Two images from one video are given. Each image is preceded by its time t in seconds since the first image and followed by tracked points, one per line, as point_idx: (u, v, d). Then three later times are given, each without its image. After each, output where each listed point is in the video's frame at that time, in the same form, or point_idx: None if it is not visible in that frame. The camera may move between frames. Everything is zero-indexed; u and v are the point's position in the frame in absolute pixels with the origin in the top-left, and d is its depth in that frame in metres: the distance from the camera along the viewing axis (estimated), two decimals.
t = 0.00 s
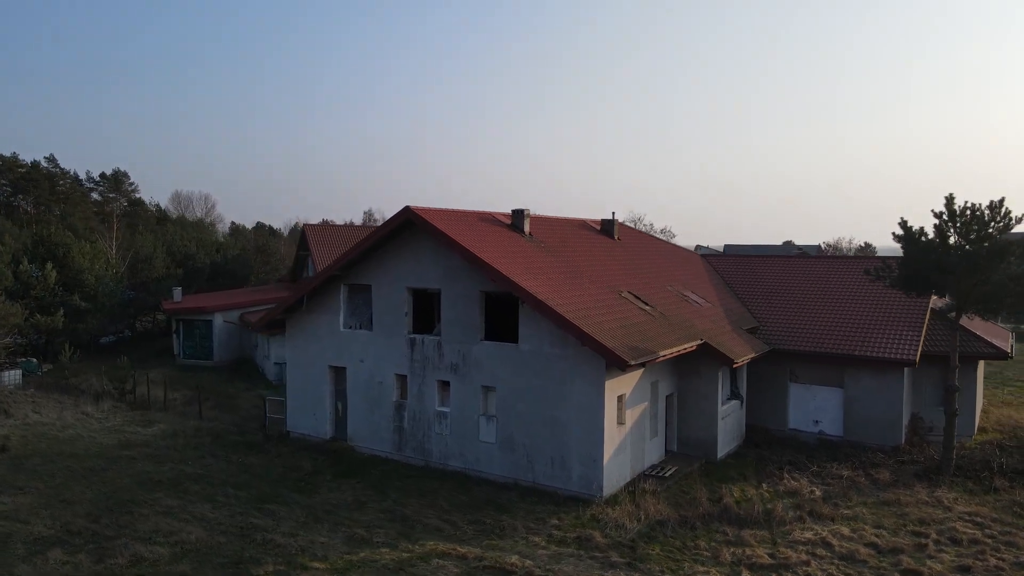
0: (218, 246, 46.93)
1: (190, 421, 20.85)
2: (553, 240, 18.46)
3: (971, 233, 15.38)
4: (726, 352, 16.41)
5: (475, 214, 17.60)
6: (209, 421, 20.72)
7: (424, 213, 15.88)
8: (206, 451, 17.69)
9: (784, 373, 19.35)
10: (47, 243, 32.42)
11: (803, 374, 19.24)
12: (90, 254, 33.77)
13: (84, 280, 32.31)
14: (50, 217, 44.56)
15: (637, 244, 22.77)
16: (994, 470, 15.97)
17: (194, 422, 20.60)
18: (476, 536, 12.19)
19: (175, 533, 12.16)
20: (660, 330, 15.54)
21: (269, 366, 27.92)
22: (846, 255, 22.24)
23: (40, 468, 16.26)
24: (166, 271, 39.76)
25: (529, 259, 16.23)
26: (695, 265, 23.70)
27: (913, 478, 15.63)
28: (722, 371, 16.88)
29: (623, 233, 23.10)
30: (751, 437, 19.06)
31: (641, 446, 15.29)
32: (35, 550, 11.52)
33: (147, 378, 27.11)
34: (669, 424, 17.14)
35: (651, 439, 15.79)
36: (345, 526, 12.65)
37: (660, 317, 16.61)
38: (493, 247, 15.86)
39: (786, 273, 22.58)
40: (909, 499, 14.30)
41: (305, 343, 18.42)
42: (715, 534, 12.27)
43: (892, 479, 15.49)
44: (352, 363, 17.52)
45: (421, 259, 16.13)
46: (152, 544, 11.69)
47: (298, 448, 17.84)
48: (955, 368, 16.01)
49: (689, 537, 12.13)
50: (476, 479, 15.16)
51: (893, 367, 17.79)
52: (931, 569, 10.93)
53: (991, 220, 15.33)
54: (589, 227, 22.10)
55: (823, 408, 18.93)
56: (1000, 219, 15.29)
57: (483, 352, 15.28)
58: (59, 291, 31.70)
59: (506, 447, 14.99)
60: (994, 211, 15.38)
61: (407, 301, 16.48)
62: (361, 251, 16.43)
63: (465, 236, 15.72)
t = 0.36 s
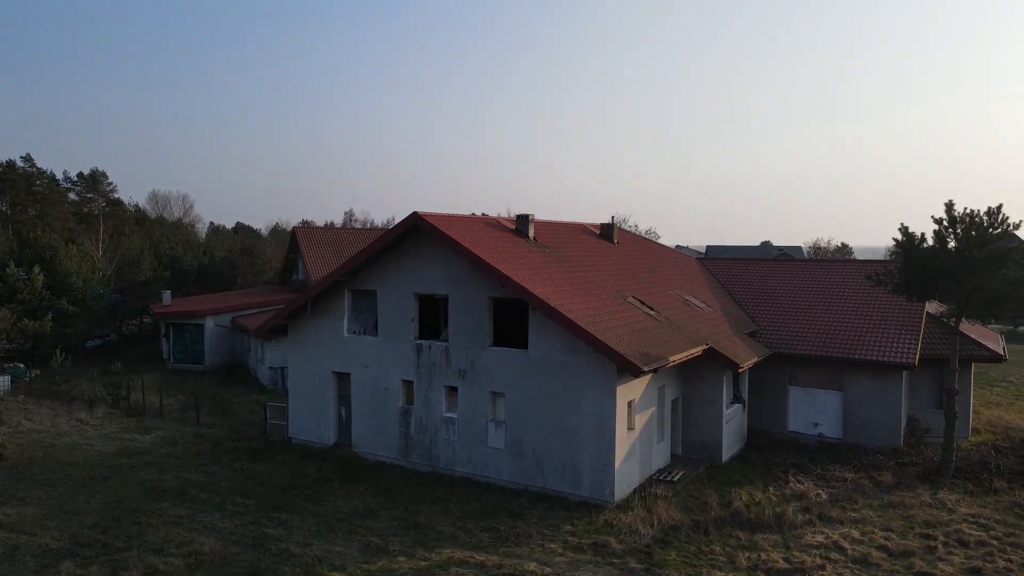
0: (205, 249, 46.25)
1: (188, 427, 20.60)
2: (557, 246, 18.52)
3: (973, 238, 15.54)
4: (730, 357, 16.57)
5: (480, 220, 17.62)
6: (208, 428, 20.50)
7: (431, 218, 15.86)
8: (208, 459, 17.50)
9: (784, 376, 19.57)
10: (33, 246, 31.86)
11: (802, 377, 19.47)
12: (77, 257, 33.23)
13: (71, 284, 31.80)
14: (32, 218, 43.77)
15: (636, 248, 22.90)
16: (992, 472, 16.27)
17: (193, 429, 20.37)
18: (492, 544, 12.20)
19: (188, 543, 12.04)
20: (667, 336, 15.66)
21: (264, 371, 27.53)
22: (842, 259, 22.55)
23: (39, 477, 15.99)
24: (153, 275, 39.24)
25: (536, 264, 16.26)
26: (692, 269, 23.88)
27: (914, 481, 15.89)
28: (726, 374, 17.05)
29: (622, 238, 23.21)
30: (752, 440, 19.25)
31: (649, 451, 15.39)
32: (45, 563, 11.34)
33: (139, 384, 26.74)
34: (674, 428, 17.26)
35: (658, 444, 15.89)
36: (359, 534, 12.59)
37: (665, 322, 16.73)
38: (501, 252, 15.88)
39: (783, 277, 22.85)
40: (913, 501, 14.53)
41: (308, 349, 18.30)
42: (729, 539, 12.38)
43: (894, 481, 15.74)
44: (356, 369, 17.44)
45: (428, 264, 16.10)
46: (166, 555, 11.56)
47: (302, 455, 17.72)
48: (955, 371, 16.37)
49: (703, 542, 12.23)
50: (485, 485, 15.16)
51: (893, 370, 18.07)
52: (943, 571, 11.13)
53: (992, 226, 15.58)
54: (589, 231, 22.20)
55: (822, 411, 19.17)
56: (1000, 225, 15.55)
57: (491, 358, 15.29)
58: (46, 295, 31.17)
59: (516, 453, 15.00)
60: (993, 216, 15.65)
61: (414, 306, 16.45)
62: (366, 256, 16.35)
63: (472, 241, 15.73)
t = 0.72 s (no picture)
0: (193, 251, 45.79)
1: (187, 434, 20.39)
2: (561, 251, 18.58)
3: (975, 243, 15.80)
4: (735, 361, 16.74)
5: (485, 225, 17.63)
6: (207, 434, 20.29)
7: (439, 224, 15.84)
8: (210, 466, 17.33)
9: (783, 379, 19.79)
10: (20, 249, 31.31)
11: (802, 380, 19.69)
12: (65, 260, 32.71)
13: (59, 288, 31.30)
14: (15, 220, 42.97)
15: (635, 253, 23.02)
16: (991, 473, 16.58)
17: (192, 436, 20.16)
18: (508, 550, 12.22)
19: (201, 554, 11.93)
20: (674, 341, 15.78)
21: (259, 376, 27.20)
22: (837, 263, 22.88)
23: (40, 487, 15.74)
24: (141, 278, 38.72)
25: (543, 269, 16.31)
26: (690, 273, 24.06)
27: (915, 483, 16.14)
28: (731, 378, 17.21)
29: (621, 242, 23.33)
30: (753, 443, 19.44)
31: (657, 455, 15.48)
32: None
33: (132, 389, 26.38)
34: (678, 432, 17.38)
35: (665, 448, 15.99)
36: (374, 543, 12.54)
37: (670, 326, 16.85)
38: (509, 258, 15.90)
39: (779, 281, 23.12)
40: (917, 503, 14.76)
41: (312, 354, 18.18)
42: (742, 543, 12.50)
43: (897, 483, 15.98)
44: (361, 375, 17.36)
45: (435, 270, 16.08)
46: (180, 566, 11.45)
47: (306, 461, 17.60)
48: (955, 374, 16.67)
49: (717, 547, 12.34)
50: (495, 491, 15.16)
51: (892, 373, 18.35)
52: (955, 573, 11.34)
53: (992, 231, 15.89)
54: (589, 235, 22.29)
55: (821, 413, 19.40)
56: (999, 230, 15.87)
57: (501, 363, 15.30)
58: (34, 299, 30.65)
59: (525, 459, 15.02)
60: (992, 222, 15.97)
61: (421, 312, 16.41)
62: (373, 262, 16.29)
63: (480, 247, 15.73)
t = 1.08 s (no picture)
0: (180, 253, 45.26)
1: (186, 440, 20.16)
2: (566, 255, 18.64)
3: (976, 248, 16.09)
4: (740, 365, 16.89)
5: (491, 230, 17.63)
6: (207, 441, 20.07)
7: (448, 229, 15.82)
8: (214, 474, 17.14)
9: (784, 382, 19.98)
10: (7, 253, 30.72)
11: (802, 383, 19.90)
12: (53, 263, 32.13)
13: (48, 292, 30.75)
14: None
15: (634, 256, 23.11)
16: (989, 474, 16.88)
17: (192, 442, 19.93)
18: (525, 557, 12.24)
19: (217, 564, 11.82)
20: (682, 345, 15.89)
21: (254, 380, 26.95)
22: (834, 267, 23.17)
23: (42, 497, 15.48)
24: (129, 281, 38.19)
25: (551, 275, 16.34)
26: (688, 277, 24.22)
27: (917, 484, 16.38)
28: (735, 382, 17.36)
29: (620, 246, 23.43)
30: (755, 446, 19.61)
31: (665, 459, 15.57)
32: None
33: (125, 394, 26.01)
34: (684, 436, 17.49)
35: (672, 452, 16.08)
36: (389, 551, 12.49)
37: (676, 331, 16.96)
38: (518, 263, 15.91)
39: (777, 285, 23.36)
40: (922, 505, 14.99)
41: (316, 360, 18.05)
42: (756, 547, 12.63)
43: (900, 485, 16.21)
44: (367, 381, 17.28)
45: (444, 275, 16.05)
46: None
47: (311, 468, 17.49)
48: (954, 376, 16.95)
49: (732, 551, 12.45)
50: (505, 497, 15.16)
51: (891, 376, 18.62)
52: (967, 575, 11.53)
53: (992, 236, 16.19)
54: (590, 239, 22.36)
55: (821, 416, 19.62)
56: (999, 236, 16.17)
57: (510, 369, 15.31)
58: (22, 304, 30.08)
59: (535, 464, 15.04)
60: (992, 228, 16.27)
61: (428, 317, 16.38)
62: (380, 267, 16.22)
63: (489, 252, 15.73)
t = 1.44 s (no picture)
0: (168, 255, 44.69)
1: (186, 447, 19.92)
2: (570, 260, 18.71)
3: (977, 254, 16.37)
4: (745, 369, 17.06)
5: (497, 235, 17.64)
6: (208, 447, 19.86)
7: (457, 234, 15.81)
8: (218, 482, 16.96)
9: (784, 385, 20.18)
10: None
11: (802, 386, 20.11)
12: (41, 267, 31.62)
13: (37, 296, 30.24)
14: None
15: (634, 260, 23.22)
16: (988, 476, 17.18)
17: (192, 449, 19.71)
18: (542, 564, 12.26)
19: None
20: (689, 350, 16.01)
21: (250, 385, 26.69)
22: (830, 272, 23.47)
23: (45, 507, 15.23)
24: (118, 284, 37.67)
25: (559, 280, 16.39)
26: (687, 280, 24.38)
27: (919, 486, 16.63)
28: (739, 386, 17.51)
29: (620, 250, 23.54)
30: (757, 449, 19.79)
31: (673, 463, 15.67)
32: None
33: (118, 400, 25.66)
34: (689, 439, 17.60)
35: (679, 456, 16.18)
36: (405, 560, 12.44)
37: (682, 335, 17.08)
38: (527, 269, 15.94)
39: (774, 289, 23.60)
40: (925, 507, 15.24)
41: (320, 366, 17.93)
42: (769, 551, 12.75)
43: (903, 487, 16.45)
44: (373, 387, 17.20)
45: (452, 280, 16.03)
46: None
47: (316, 474, 17.38)
48: (954, 379, 17.25)
49: (746, 555, 12.57)
50: (515, 502, 15.17)
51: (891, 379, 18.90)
52: None
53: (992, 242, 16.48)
54: (590, 243, 22.44)
55: (821, 418, 19.84)
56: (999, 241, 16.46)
57: (520, 375, 15.33)
58: (10, 308, 29.56)
59: (546, 470, 15.07)
60: (992, 233, 16.55)
61: (436, 323, 16.34)
62: (389, 272, 16.16)
63: (499, 257, 15.74)
